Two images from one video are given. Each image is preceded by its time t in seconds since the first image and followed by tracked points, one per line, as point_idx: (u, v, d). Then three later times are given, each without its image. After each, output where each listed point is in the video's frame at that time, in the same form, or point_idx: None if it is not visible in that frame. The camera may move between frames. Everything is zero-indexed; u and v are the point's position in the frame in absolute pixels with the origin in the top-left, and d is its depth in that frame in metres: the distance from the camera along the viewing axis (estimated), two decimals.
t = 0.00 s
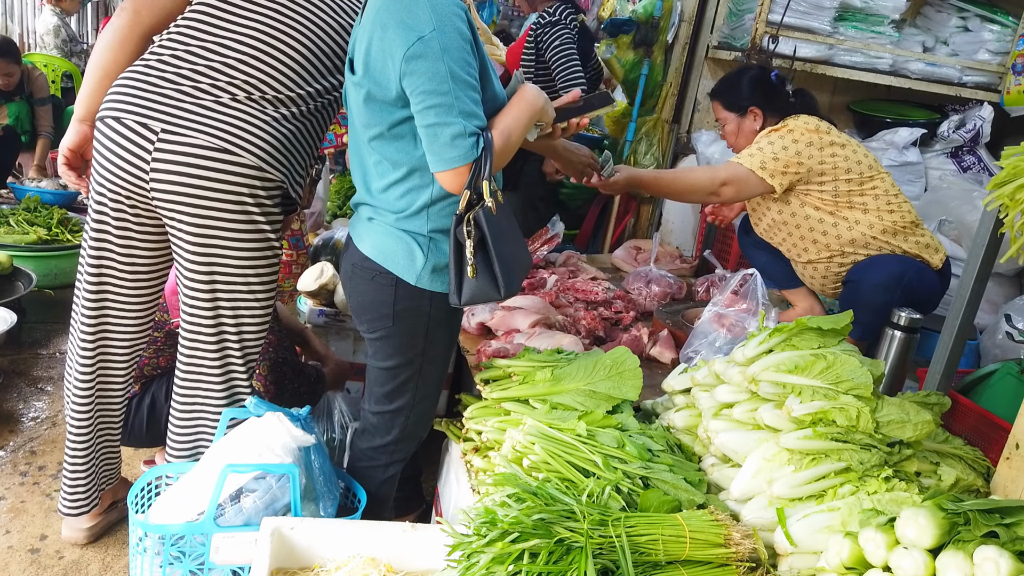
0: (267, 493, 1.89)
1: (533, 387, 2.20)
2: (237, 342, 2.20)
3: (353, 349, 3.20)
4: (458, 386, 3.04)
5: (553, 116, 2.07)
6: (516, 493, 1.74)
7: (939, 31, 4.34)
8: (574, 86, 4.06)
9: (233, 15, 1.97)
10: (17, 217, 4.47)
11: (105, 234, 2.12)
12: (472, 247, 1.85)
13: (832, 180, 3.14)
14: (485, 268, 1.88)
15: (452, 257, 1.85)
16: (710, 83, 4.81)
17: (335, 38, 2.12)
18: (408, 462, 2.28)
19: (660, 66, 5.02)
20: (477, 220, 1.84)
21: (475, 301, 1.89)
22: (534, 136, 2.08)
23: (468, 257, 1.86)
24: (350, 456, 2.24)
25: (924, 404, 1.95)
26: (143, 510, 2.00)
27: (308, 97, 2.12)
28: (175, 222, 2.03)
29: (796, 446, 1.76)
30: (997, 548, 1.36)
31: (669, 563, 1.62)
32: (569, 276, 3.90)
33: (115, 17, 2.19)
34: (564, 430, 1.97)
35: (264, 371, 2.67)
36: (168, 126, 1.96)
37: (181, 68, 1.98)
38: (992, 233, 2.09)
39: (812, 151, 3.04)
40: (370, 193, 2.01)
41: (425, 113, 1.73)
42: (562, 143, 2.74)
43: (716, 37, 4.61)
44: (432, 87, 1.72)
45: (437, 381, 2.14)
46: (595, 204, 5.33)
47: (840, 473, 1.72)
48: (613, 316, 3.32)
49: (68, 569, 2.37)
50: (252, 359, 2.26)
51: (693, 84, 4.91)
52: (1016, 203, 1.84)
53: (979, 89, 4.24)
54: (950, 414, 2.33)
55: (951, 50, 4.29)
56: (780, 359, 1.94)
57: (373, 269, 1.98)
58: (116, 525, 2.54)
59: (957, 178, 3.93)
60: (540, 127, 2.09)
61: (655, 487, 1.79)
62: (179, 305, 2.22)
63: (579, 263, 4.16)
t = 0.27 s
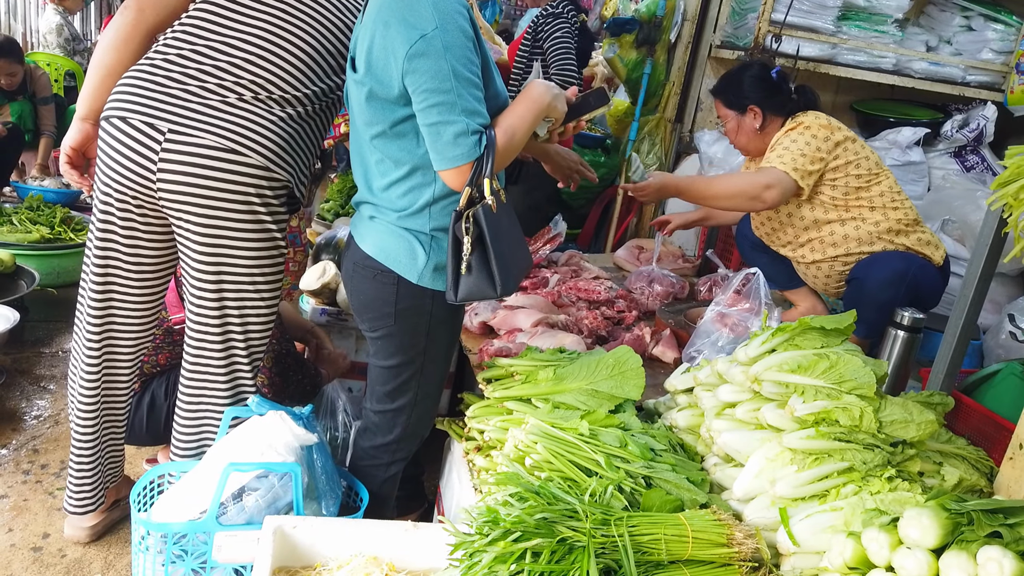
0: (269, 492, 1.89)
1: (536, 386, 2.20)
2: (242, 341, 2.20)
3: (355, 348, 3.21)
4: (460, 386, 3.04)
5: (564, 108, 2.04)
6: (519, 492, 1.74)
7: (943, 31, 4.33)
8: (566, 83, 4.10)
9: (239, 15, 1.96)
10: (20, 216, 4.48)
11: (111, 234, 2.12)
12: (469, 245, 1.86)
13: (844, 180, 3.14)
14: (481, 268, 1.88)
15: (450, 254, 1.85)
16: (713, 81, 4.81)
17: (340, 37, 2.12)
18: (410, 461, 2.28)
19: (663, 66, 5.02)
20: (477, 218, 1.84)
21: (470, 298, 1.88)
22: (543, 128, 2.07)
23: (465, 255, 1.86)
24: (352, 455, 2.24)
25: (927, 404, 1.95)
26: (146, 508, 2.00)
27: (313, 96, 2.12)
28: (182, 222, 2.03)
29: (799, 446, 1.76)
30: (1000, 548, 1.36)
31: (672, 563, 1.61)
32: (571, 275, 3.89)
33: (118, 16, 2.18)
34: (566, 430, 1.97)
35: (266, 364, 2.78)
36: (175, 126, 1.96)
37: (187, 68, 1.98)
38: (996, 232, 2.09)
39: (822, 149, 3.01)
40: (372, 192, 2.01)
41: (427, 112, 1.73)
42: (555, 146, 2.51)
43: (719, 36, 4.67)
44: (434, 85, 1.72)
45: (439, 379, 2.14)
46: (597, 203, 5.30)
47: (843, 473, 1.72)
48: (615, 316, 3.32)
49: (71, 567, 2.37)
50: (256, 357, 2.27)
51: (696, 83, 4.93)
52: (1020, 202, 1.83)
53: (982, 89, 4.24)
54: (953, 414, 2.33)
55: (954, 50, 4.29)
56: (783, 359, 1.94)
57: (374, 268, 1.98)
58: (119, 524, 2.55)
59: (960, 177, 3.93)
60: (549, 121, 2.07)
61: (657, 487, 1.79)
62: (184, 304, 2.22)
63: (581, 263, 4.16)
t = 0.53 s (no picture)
0: (270, 491, 1.89)
1: (537, 385, 2.20)
2: (244, 340, 2.20)
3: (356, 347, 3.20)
4: (461, 384, 3.04)
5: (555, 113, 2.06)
6: (520, 491, 1.74)
7: (945, 29, 4.31)
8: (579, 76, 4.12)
9: (240, 14, 1.96)
10: (22, 214, 4.48)
11: (112, 233, 2.12)
12: (473, 243, 1.86)
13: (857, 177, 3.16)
14: (485, 266, 1.88)
15: (452, 253, 1.85)
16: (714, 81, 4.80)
17: (341, 35, 2.11)
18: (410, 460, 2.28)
19: (664, 64, 4.97)
20: (478, 217, 1.85)
21: (475, 297, 1.88)
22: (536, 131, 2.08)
23: (469, 253, 1.86)
24: (353, 454, 2.24)
25: (929, 403, 1.94)
26: (146, 507, 2.00)
27: (314, 95, 2.12)
28: (184, 221, 2.04)
29: (801, 445, 1.76)
30: (1002, 548, 1.35)
31: (672, 562, 1.61)
32: (573, 273, 3.89)
33: (117, 15, 2.17)
34: (567, 428, 1.97)
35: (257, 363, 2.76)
36: (176, 125, 1.96)
37: (188, 68, 1.97)
38: (998, 231, 2.10)
39: (832, 143, 3.01)
40: (372, 191, 2.00)
41: (428, 110, 1.72)
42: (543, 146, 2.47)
43: (721, 34, 4.66)
44: (435, 84, 1.72)
45: (439, 378, 2.14)
46: (599, 202, 5.36)
47: (845, 472, 1.72)
48: (616, 315, 3.32)
49: (72, 565, 2.37)
50: (258, 355, 2.26)
51: (698, 82, 4.87)
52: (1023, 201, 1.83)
53: (985, 88, 4.22)
54: (954, 413, 2.32)
55: (956, 49, 4.27)
56: (784, 358, 1.94)
57: (375, 266, 1.98)
58: (120, 522, 2.55)
59: (962, 176, 3.92)
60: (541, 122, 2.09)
61: (658, 486, 1.79)
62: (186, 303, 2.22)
63: (583, 261, 4.15)
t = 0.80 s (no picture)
0: (271, 489, 1.89)
1: (538, 383, 2.20)
2: (245, 339, 2.20)
3: (358, 345, 3.21)
4: (462, 383, 3.04)
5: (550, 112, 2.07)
6: (520, 489, 1.74)
7: (946, 28, 4.30)
8: (574, 73, 4.14)
9: (239, 13, 1.96)
10: (23, 213, 4.49)
11: (112, 232, 2.12)
12: (485, 240, 1.85)
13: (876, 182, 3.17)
14: (499, 262, 1.88)
15: (466, 251, 1.85)
16: (716, 78, 4.83)
17: (341, 33, 2.11)
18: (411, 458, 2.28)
19: (666, 63, 4.99)
20: (489, 213, 1.84)
21: (489, 294, 1.88)
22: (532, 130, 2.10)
23: (481, 251, 1.85)
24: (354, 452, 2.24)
25: (930, 402, 1.95)
26: (147, 505, 2.00)
27: (314, 94, 2.12)
28: (184, 220, 2.04)
29: (802, 443, 1.76)
30: (1004, 546, 1.35)
31: (674, 560, 1.61)
32: (573, 272, 3.89)
33: (116, 13, 2.17)
34: (568, 427, 1.97)
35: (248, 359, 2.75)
36: (177, 125, 1.96)
37: (188, 67, 1.97)
38: (999, 230, 2.09)
39: (856, 138, 3.06)
40: (374, 189, 2.00)
41: (431, 109, 1.72)
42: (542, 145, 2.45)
43: (722, 33, 4.66)
44: (438, 82, 1.71)
45: (440, 376, 2.14)
46: (600, 201, 5.36)
47: (846, 471, 1.71)
48: (617, 313, 3.32)
49: (73, 564, 2.37)
50: (259, 353, 2.26)
51: (699, 81, 4.88)
52: None
53: (986, 86, 4.20)
54: (956, 412, 2.32)
55: (958, 47, 4.26)
56: (785, 356, 1.93)
57: (377, 264, 1.98)
58: (121, 521, 2.55)
59: (963, 174, 3.92)
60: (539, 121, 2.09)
61: (659, 485, 1.79)
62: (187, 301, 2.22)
63: (584, 260, 4.15)
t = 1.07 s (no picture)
0: (273, 487, 1.89)
1: (539, 382, 2.19)
2: (246, 337, 2.20)
3: (359, 344, 3.21)
4: (464, 381, 3.05)
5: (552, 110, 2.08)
6: (522, 488, 1.73)
7: (948, 26, 4.28)
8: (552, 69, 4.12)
9: (239, 11, 1.96)
10: (25, 212, 4.50)
11: (113, 230, 2.12)
12: (484, 239, 1.86)
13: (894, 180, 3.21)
14: (499, 260, 1.88)
15: (466, 249, 1.85)
16: (717, 77, 4.80)
17: (341, 31, 2.11)
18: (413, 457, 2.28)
19: (667, 61, 4.99)
20: (489, 211, 1.85)
21: (488, 292, 1.88)
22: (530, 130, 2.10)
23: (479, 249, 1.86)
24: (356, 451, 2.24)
25: (932, 400, 1.95)
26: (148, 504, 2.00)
27: (314, 92, 2.12)
28: (185, 218, 2.04)
29: (804, 441, 1.76)
30: (1006, 544, 1.35)
31: (675, 559, 1.61)
32: (575, 270, 3.90)
33: (116, 12, 2.17)
34: (570, 425, 1.97)
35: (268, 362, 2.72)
36: (177, 123, 1.96)
37: (188, 65, 1.97)
38: (1001, 227, 2.09)
39: (875, 133, 3.16)
40: (375, 187, 2.00)
41: (432, 107, 1.72)
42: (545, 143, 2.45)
43: (723, 31, 4.62)
44: (440, 80, 1.71)
45: (442, 374, 2.14)
46: (601, 200, 5.35)
47: (848, 469, 1.72)
48: (619, 312, 3.32)
49: (75, 562, 2.38)
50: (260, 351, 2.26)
51: (700, 78, 4.84)
52: None
53: (988, 84, 4.15)
54: (958, 410, 2.32)
55: (960, 45, 4.24)
56: (787, 354, 1.93)
57: (378, 263, 1.98)
58: (122, 519, 2.55)
59: (965, 172, 3.91)
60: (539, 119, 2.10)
61: (661, 483, 1.79)
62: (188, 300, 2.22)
63: (585, 258, 4.15)
